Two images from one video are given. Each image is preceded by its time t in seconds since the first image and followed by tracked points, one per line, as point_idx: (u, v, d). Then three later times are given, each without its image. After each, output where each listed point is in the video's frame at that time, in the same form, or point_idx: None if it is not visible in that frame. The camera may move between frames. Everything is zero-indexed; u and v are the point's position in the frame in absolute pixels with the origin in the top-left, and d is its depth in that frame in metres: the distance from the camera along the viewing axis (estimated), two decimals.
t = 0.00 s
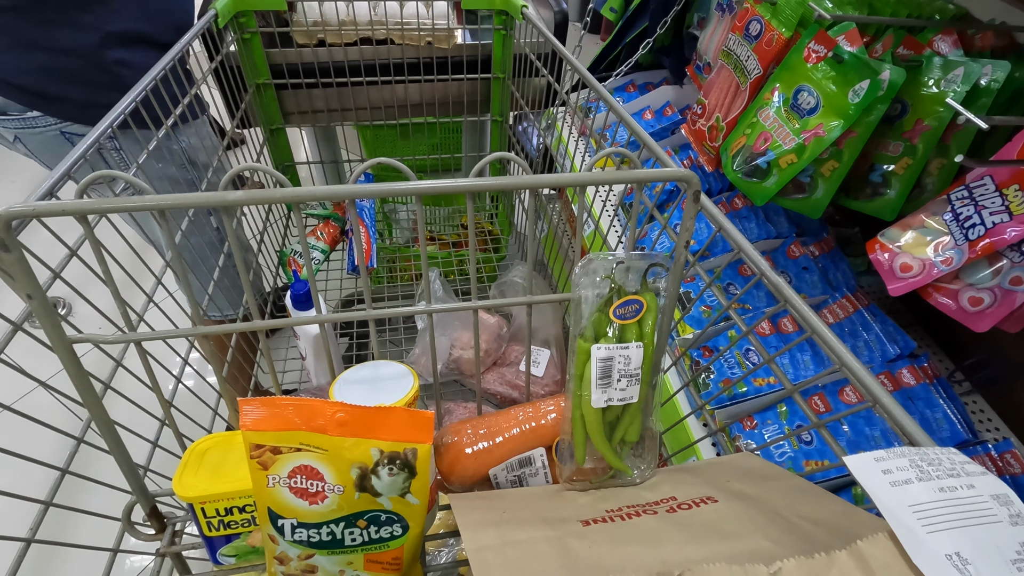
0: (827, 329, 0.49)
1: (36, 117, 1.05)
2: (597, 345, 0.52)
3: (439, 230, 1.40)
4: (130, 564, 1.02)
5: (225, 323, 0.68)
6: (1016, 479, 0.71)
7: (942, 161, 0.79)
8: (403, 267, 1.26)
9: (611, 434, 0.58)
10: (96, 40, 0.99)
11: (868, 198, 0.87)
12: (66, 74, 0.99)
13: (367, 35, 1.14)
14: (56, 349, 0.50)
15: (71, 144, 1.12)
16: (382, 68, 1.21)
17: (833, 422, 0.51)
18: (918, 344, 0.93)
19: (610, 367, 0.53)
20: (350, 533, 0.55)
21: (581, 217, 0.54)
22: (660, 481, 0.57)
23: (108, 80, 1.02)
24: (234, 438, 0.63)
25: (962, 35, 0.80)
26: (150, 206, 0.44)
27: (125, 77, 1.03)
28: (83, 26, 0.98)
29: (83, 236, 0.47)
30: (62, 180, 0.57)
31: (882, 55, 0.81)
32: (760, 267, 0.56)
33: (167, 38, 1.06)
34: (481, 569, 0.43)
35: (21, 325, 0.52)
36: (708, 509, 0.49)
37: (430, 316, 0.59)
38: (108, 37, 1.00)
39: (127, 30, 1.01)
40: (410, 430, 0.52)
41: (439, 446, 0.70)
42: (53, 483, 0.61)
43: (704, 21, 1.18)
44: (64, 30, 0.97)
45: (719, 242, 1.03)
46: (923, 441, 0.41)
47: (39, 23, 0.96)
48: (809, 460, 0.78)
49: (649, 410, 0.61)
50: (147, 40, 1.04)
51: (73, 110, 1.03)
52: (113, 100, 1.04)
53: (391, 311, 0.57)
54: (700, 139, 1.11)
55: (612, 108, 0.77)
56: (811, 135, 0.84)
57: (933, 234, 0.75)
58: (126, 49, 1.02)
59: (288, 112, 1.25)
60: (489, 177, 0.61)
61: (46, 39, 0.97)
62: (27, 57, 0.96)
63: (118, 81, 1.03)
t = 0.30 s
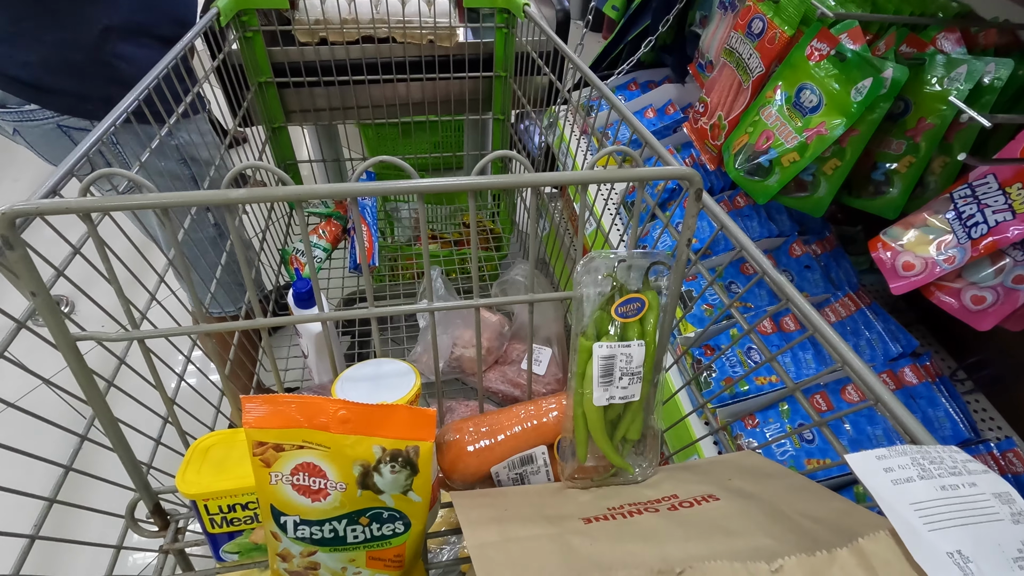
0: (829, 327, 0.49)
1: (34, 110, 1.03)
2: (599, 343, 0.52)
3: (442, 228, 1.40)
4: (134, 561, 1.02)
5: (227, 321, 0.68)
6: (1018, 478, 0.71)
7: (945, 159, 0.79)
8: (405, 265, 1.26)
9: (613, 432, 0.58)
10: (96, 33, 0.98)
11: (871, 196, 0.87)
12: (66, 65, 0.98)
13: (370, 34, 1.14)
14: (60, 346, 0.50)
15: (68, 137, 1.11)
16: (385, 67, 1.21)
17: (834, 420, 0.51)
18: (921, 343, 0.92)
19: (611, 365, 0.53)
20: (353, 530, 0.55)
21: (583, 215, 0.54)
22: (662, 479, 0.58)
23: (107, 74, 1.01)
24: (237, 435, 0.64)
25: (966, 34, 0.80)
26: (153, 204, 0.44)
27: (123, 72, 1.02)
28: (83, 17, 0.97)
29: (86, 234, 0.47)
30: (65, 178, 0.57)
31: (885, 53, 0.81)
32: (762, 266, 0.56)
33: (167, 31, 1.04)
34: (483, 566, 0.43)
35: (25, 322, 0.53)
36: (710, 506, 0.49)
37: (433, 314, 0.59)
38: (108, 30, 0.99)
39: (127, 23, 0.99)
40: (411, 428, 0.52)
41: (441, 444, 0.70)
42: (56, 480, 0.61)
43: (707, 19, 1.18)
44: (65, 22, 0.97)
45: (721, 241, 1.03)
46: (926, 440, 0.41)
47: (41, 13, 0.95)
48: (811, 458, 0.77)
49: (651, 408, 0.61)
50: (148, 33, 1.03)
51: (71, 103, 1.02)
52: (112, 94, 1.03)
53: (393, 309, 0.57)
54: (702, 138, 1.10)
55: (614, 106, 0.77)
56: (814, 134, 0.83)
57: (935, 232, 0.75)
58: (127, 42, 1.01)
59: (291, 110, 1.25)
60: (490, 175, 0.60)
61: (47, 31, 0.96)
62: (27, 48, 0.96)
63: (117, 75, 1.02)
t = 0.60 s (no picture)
0: (829, 327, 0.49)
1: (21, 109, 0.98)
2: (599, 343, 0.52)
3: (443, 227, 1.41)
4: (136, 559, 1.03)
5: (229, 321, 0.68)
6: (1018, 478, 0.71)
7: (946, 158, 0.79)
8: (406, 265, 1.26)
9: (613, 432, 0.59)
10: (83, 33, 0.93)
11: (871, 195, 0.87)
12: (50, 65, 0.93)
13: (370, 33, 1.13)
14: (63, 346, 0.50)
15: (55, 137, 1.06)
16: (386, 66, 1.21)
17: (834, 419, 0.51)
18: (921, 342, 0.93)
19: (611, 365, 0.53)
20: (353, 529, 0.55)
21: (584, 215, 0.54)
22: (662, 478, 0.58)
23: (94, 75, 0.96)
24: (238, 434, 0.64)
25: (967, 33, 0.80)
26: (155, 205, 0.44)
27: (112, 73, 0.97)
28: (65, 17, 0.91)
29: (88, 234, 0.47)
30: (67, 178, 0.57)
31: (886, 53, 0.81)
32: (762, 265, 0.56)
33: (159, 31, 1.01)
34: (483, 564, 0.43)
35: (27, 322, 0.53)
36: (709, 506, 0.49)
37: (434, 313, 0.59)
38: (94, 31, 0.94)
39: (116, 23, 0.95)
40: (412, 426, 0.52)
41: (442, 443, 0.71)
42: (59, 479, 0.61)
43: (708, 18, 1.18)
44: (47, 22, 0.91)
45: (721, 240, 1.03)
46: (925, 440, 0.41)
47: (23, 13, 0.89)
48: (811, 458, 0.78)
49: (651, 407, 0.62)
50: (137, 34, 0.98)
51: (56, 103, 0.97)
52: (99, 95, 0.98)
53: (395, 308, 0.57)
54: (702, 137, 1.10)
55: (615, 106, 0.77)
56: (814, 133, 0.83)
57: (936, 232, 0.75)
58: (114, 41, 0.96)
59: (292, 110, 1.25)
60: (491, 174, 0.60)
61: (30, 30, 0.90)
62: (12, 48, 0.90)
63: (105, 75, 0.97)
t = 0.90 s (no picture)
0: (831, 326, 0.49)
1: (7, 104, 0.96)
2: (600, 341, 0.52)
3: (444, 226, 1.41)
4: (137, 557, 1.03)
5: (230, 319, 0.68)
6: (1020, 477, 0.71)
7: (949, 157, 0.78)
8: (407, 263, 1.26)
9: (614, 430, 0.59)
10: (66, 31, 0.92)
11: (873, 194, 0.87)
12: (38, 64, 0.91)
13: (371, 32, 1.13)
14: (64, 344, 0.50)
15: (43, 133, 1.03)
16: (387, 65, 1.22)
17: (836, 418, 0.51)
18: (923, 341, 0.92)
19: (612, 364, 0.53)
20: (354, 527, 0.55)
21: (585, 213, 0.54)
22: (663, 477, 0.58)
23: (81, 72, 0.94)
24: (240, 432, 0.64)
25: (970, 31, 0.80)
26: (157, 203, 0.44)
27: (100, 70, 0.95)
28: (51, 15, 0.91)
29: (90, 232, 0.47)
30: (69, 176, 0.57)
31: (888, 51, 0.80)
32: (764, 264, 0.56)
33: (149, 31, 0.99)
34: (484, 562, 0.43)
35: (29, 320, 0.53)
36: (710, 504, 0.49)
37: (435, 312, 0.59)
38: (79, 28, 0.93)
39: (102, 22, 0.94)
40: (413, 425, 0.52)
41: (443, 441, 0.71)
42: (61, 477, 0.61)
43: (710, 17, 1.17)
44: (33, 21, 0.90)
45: (723, 239, 1.03)
46: (927, 439, 0.41)
47: (9, 10, 0.88)
48: (812, 457, 0.77)
49: (652, 406, 0.62)
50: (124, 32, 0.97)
51: (42, 100, 0.94)
52: (86, 92, 0.96)
53: (396, 307, 0.57)
54: (704, 136, 1.10)
55: (616, 104, 0.77)
56: (816, 132, 0.83)
57: (938, 231, 0.75)
58: (103, 40, 0.95)
59: (293, 109, 1.26)
60: (493, 173, 0.59)
61: (16, 28, 0.90)
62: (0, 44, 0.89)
63: (92, 73, 0.95)
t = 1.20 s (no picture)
0: (832, 323, 0.49)
1: None
2: (601, 338, 0.52)
3: (445, 224, 1.41)
4: (140, 553, 1.04)
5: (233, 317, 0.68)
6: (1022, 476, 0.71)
7: (952, 154, 0.78)
8: (408, 261, 1.26)
9: (615, 427, 0.59)
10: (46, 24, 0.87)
11: (875, 191, 0.87)
12: (21, 57, 0.87)
13: (373, 29, 1.13)
14: (67, 341, 0.50)
15: (25, 125, 0.96)
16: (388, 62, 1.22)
17: (837, 416, 0.51)
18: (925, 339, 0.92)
19: (614, 361, 0.53)
20: (356, 524, 0.55)
21: (586, 211, 0.54)
22: (664, 474, 0.58)
23: (63, 66, 0.90)
24: (241, 429, 0.64)
25: (973, 28, 0.80)
26: (158, 199, 0.44)
27: (83, 65, 0.91)
28: (29, 7, 0.86)
29: (92, 230, 0.47)
30: (72, 173, 0.57)
31: (891, 48, 0.80)
32: (765, 262, 0.55)
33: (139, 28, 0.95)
34: (486, 559, 0.43)
35: (32, 316, 0.53)
36: (712, 501, 0.49)
37: (436, 309, 0.59)
38: (59, 22, 0.88)
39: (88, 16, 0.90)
40: (414, 421, 0.52)
41: (444, 438, 0.71)
42: (63, 473, 0.61)
43: (712, 14, 1.17)
44: (13, 13, 0.85)
45: (725, 236, 1.03)
46: (928, 437, 0.41)
47: None
48: (814, 454, 0.77)
49: (654, 404, 0.62)
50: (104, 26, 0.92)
51: (22, 92, 0.89)
52: (68, 86, 0.92)
53: (398, 304, 0.57)
54: (705, 133, 1.10)
55: (617, 101, 0.77)
56: (818, 129, 0.83)
57: (941, 228, 0.75)
58: (86, 34, 0.91)
59: (295, 106, 1.25)
60: (493, 171, 0.59)
61: None
62: None
63: (76, 67, 0.91)
